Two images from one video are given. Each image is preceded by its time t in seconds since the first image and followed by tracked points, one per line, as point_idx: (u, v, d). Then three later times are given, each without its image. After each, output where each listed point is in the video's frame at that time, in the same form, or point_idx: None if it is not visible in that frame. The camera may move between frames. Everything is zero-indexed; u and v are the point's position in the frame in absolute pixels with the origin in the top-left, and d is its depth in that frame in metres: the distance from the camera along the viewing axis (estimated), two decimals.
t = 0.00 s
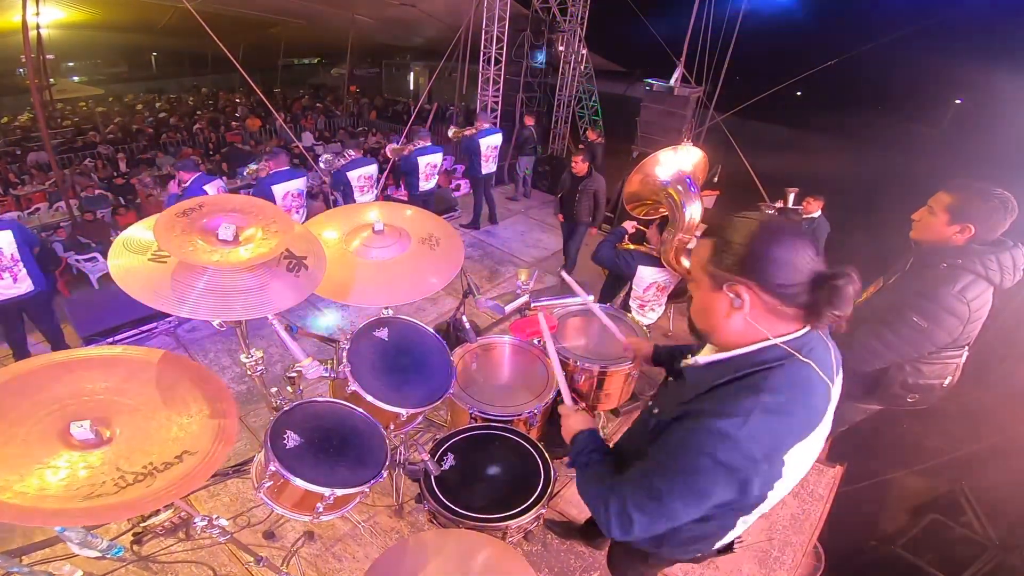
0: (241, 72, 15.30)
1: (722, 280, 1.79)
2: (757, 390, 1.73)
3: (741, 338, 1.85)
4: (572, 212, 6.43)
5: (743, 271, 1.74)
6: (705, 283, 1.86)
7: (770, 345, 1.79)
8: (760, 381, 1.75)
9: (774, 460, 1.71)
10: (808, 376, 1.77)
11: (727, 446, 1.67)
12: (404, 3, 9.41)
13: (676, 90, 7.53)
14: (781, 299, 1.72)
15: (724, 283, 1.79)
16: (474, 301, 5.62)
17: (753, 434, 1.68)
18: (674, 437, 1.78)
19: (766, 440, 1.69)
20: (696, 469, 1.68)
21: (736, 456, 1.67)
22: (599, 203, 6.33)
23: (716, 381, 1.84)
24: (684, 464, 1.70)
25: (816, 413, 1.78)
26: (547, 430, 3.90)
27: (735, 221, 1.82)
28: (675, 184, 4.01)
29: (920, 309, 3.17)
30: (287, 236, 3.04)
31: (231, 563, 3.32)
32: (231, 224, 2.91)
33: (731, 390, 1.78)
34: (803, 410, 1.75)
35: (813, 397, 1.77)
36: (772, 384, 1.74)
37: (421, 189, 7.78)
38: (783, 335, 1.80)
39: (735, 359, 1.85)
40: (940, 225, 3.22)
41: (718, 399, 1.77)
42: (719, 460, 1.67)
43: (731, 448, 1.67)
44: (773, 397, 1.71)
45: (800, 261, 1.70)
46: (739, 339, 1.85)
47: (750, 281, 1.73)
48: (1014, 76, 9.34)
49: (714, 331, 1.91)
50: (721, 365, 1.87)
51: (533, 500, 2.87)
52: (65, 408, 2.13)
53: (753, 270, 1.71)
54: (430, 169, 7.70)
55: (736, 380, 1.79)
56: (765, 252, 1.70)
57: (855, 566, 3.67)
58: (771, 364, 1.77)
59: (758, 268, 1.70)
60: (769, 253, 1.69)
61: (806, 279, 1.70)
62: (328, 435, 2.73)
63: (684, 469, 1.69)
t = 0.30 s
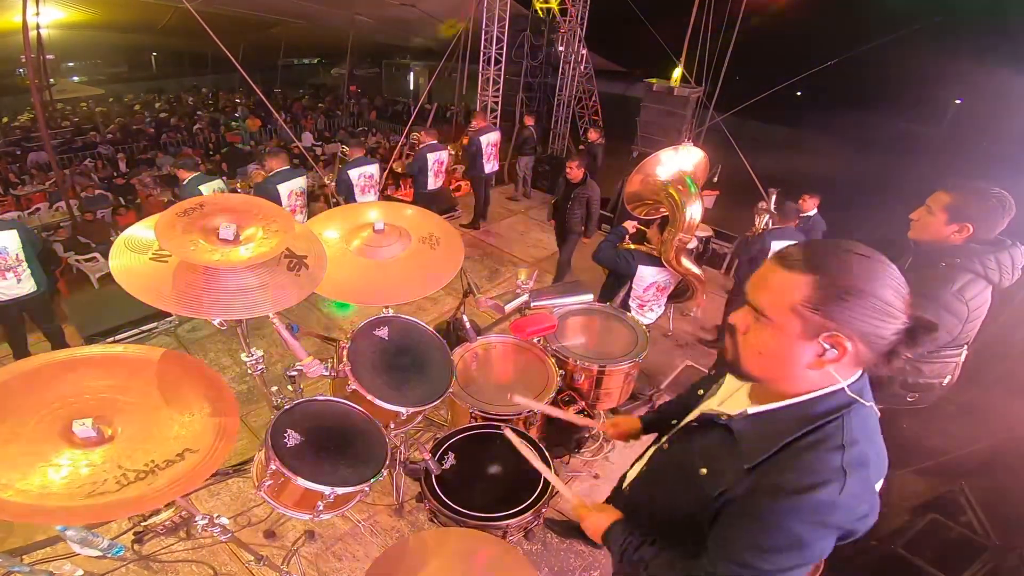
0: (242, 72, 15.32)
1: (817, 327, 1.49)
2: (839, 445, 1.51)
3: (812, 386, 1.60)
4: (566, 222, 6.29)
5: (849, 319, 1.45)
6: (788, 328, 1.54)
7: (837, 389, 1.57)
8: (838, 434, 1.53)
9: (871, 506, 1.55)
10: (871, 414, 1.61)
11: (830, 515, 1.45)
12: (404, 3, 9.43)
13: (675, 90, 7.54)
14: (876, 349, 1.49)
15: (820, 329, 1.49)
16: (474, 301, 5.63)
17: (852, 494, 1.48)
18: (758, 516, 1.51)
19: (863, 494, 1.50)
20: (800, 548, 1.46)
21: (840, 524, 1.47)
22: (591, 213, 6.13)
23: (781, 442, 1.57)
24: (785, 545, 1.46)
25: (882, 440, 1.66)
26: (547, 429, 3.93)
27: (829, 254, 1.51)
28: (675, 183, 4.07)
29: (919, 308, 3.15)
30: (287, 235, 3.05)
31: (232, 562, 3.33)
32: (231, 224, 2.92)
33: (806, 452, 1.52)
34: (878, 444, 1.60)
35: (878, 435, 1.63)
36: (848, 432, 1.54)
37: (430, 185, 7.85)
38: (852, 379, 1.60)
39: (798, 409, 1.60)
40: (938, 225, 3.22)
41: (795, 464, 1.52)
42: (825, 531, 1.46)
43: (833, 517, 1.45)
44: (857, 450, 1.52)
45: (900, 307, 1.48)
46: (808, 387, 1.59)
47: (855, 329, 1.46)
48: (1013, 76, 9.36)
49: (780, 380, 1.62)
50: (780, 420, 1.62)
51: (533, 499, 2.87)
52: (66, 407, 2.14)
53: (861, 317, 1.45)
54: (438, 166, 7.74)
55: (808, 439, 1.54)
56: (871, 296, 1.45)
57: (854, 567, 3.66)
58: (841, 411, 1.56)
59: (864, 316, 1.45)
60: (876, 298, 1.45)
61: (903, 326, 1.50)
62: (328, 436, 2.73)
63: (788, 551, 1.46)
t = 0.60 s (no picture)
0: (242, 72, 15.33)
1: (866, 357, 1.44)
2: (876, 468, 1.53)
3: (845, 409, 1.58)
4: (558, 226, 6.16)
5: (897, 349, 1.41)
6: (832, 359, 1.49)
7: (867, 412, 1.56)
8: (872, 456, 1.54)
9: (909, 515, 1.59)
10: (896, 429, 1.63)
11: (876, 536, 1.48)
12: (404, 3, 9.43)
13: (675, 90, 7.53)
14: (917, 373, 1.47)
15: (869, 360, 1.44)
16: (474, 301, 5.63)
17: (895, 512, 1.51)
18: (804, 547, 1.51)
19: (903, 510, 1.53)
20: (851, 570, 1.49)
21: (885, 543, 1.50)
22: (585, 216, 5.95)
23: (816, 471, 1.57)
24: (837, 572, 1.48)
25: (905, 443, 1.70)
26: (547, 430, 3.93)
27: (874, 281, 1.46)
28: (674, 182, 4.07)
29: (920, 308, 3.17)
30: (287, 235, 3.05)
31: (232, 561, 3.33)
32: (231, 223, 2.92)
33: (844, 480, 1.53)
34: (905, 453, 1.63)
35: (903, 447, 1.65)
36: (881, 452, 1.55)
37: (437, 184, 7.83)
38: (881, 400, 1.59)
39: (828, 435, 1.59)
40: (941, 225, 3.17)
41: (836, 493, 1.52)
42: (873, 551, 1.49)
43: (880, 537, 1.49)
44: (892, 471, 1.54)
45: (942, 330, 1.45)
46: (841, 413, 1.57)
47: (904, 357, 1.42)
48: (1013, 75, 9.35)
49: (817, 408, 1.59)
50: (811, 449, 1.60)
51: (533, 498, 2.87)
52: (67, 406, 2.14)
53: (908, 346, 1.41)
54: (444, 164, 7.76)
55: (844, 467, 1.54)
56: (919, 322, 1.41)
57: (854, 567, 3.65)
58: (870, 434, 1.56)
59: (912, 343, 1.42)
60: (923, 325, 1.41)
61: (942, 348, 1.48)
62: (329, 436, 2.73)
63: None
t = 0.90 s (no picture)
0: (242, 72, 15.34)
1: (837, 331, 1.44)
2: (858, 437, 1.52)
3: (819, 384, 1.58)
4: (546, 229, 6.18)
5: (866, 322, 1.41)
6: (805, 335, 1.49)
7: (843, 383, 1.57)
8: (855, 426, 1.54)
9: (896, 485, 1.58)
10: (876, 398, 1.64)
11: (867, 505, 1.46)
12: (404, 3, 9.41)
13: (676, 90, 7.52)
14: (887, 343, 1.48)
15: (841, 334, 1.44)
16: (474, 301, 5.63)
17: (882, 481, 1.49)
18: (798, 518, 1.50)
19: (889, 478, 1.53)
20: (843, 538, 1.47)
21: (875, 511, 1.49)
22: (574, 221, 5.96)
23: (802, 443, 1.56)
24: (829, 540, 1.47)
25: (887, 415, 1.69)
26: (547, 430, 3.91)
27: (840, 257, 1.47)
28: (676, 182, 4.07)
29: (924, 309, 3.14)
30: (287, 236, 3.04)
31: (233, 562, 3.33)
32: (230, 224, 2.92)
33: (828, 450, 1.52)
34: (886, 424, 1.63)
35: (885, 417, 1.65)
36: (861, 423, 1.55)
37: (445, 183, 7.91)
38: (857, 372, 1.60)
39: (811, 406, 1.58)
40: (946, 226, 3.19)
41: (822, 464, 1.51)
42: (863, 519, 1.47)
43: (870, 506, 1.47)
44: (876, 439, 1.54)
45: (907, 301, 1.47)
46: (821, 385, 1.57)
47: (874, 330, 1.42)
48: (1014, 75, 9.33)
49: (798, 383, 1.58)
50: (796, 421, 1.59)
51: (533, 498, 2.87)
52: (67, 407, 2.14)
53: (875, 318, 1.42)
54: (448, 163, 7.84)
55: (828, 438, 1.53)
56: (885, 295, 1.42)
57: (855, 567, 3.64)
58: (852, 403, 1.56)
59: (880, 315, 1.43)
60: (888, 297, 1.42)
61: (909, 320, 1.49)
62: (328, 435, 2.73)
63: (833, 544, 1.47)
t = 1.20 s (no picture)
0: (242, 72, 15.33)
1: (798, 307, 1.47)
2: (841, 408, 1.52)
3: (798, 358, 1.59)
4: (529, 233, 5.98)
5: (822, 295, 1.44)
6: (771, 316, 1.51)
7: (823, 355, 1.59)
8: (837, 395, 1.55)
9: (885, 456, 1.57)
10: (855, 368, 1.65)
11: (854, 473, 1.46)
12: (405, 3, 9.41)
13: (676, 90, 7.52)
14: (849, 311, 1.51)
15: (804, 309, 1.47)
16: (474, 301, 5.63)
17: (869, 449, 1.49)
18: (792, 489, 1.50)
19: (876, 446, 1.53)
20: (836, 509, 1.46)
21: (866, 479, 1.48)
22: (559, 223, 5.79)
23: (788, 415, 1.56)
24: (821, 510, 1.46)
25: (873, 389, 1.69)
26: (548, 432, 3.90)
27: (783, 239, 1.50)
28: (680, 185, 4.06)
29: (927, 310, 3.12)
30: (289, 236, 3.04)
31: (234, 562, 3.33)
32: (233, 225, 2.91)
33: (814, 420, 1.53)
34: (871, 396, 1.63)
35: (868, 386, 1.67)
36: (844, 393, 1.56)
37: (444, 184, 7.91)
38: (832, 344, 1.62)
39: (794, 379, 1.59)
40: (950, 226, 3.24)
41: (808, 434, 1.52)
42: (854, 488, 1.46)
43: (858, 474, 1.47)
44: (860, 407, 1.54)
45: (858, 268, 1.50)
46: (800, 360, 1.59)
47: (831, 300, 1.45)
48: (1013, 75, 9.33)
49: (776, 363, 1.59)
50: (781, 394, 1.60)
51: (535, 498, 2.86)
52: (69, 409, 2.14)
53: (830, 289, 1.45)
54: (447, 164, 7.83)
55: (812, 408, 1.54)
56: (833, 267, 1.46)
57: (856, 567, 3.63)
58: (833, 373, 1.57)
59: (833, 286, 1.46)
60: (837, 269, 1.46)
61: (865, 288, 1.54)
62: (330, 435, 2.73)
63: (827, 515, 1.46)
